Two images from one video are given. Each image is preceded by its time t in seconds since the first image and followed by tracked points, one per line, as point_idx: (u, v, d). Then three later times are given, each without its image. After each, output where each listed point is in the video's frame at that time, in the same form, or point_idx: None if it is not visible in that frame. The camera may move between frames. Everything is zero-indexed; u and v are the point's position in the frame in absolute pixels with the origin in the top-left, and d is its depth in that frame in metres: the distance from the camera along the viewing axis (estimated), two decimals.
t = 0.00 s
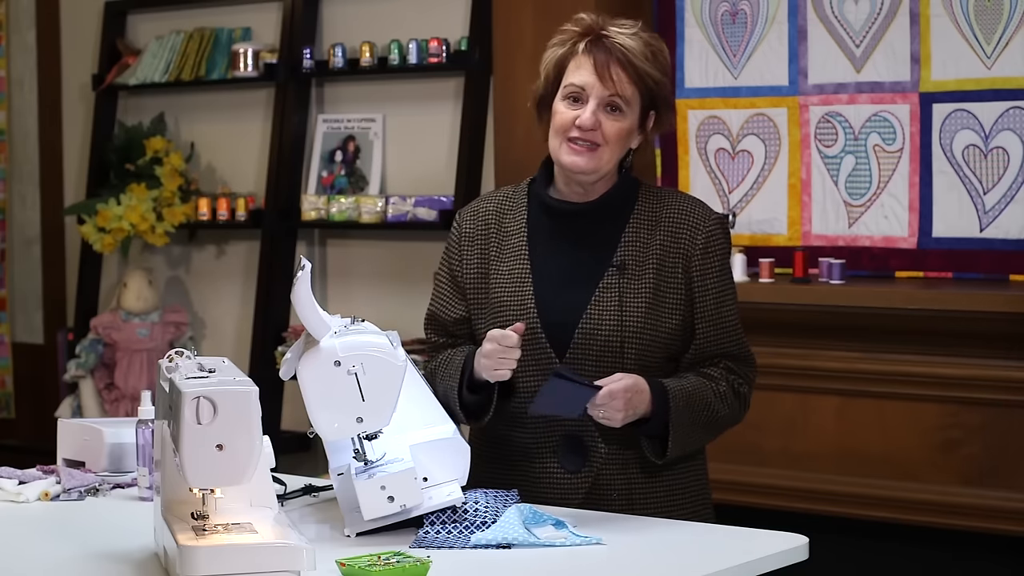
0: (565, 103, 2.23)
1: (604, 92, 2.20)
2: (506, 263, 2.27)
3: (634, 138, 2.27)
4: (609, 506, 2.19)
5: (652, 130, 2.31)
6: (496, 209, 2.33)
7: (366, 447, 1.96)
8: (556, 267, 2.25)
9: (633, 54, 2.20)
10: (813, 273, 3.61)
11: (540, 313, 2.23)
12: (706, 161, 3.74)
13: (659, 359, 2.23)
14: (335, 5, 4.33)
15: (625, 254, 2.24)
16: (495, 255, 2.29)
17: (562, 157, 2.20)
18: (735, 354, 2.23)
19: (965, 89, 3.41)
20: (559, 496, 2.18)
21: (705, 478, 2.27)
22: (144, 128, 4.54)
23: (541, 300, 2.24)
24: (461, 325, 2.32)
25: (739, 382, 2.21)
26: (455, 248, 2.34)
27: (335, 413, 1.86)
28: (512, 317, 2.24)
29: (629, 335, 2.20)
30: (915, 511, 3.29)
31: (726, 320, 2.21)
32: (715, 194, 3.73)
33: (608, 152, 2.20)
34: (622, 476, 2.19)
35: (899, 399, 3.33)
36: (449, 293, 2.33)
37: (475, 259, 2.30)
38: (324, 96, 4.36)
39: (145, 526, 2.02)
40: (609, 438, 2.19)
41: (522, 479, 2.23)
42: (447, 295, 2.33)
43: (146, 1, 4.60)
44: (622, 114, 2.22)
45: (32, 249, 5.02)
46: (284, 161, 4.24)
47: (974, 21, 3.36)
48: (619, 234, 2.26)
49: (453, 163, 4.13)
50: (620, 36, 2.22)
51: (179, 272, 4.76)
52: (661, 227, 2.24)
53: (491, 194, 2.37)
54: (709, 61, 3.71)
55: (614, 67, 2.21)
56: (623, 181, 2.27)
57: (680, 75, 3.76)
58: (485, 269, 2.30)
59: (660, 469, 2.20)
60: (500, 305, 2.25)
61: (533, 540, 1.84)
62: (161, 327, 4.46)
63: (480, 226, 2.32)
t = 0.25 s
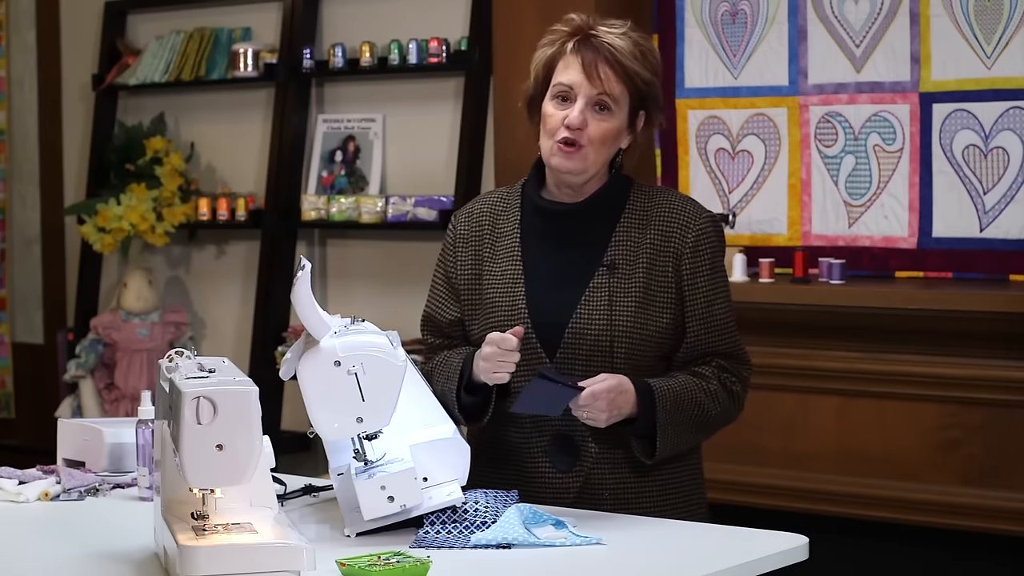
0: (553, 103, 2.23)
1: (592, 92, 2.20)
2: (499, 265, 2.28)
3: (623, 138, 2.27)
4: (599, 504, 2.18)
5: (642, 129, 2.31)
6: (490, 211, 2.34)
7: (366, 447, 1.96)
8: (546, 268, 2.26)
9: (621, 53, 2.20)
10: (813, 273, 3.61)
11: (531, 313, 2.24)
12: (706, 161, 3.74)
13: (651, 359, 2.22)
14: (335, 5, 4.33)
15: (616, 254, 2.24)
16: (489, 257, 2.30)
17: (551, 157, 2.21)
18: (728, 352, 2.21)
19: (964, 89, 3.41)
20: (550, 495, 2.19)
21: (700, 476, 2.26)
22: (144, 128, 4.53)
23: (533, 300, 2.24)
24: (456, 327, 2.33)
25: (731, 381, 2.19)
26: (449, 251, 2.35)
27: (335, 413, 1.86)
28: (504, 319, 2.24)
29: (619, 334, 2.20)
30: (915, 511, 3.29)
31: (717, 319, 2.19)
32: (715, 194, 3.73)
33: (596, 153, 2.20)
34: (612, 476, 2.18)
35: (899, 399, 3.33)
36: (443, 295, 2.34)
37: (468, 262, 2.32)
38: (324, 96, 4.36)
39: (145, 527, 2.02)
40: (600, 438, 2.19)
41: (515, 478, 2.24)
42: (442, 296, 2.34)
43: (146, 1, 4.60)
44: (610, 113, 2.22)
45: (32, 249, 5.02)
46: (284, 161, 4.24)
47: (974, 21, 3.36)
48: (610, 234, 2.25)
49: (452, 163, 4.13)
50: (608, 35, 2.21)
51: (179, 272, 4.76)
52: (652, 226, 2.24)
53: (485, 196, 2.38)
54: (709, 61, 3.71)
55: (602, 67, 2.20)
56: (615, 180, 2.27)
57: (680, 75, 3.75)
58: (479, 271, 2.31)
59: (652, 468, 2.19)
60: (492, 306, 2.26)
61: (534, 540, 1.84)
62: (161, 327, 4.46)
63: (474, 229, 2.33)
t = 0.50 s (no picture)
0: (549, 103, 2.23)
1: (587, 91, 2.20)
2: (496, 265, 2.29)
3: (619, 137, 2.27)
4: (594, 503, 2.18)
5: (639, 129, 2.31)
6: (489, 212, 2.34)
7: (366, 447, 1.96)
8: (542, 268, 2.26)
9: (616, 52, 2.20)
10: (813, 273, 3.61)
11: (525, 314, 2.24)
12: (706, 161, 3.74)
13: (645, 359, 2.21)
14: (335, 5, 4.33)
15: (611, 253, 2.23)
16: (486, 257, 2.31)
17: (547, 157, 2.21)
18: (724, 352, 2.20)
19: (964, 89, 3.41)
20: (544, 494, 2.20)
21: (697, 476, 2.25)
22: (144, 128, 4.53)
23: (528, 299, 2.25)
24: (455, 326, 2.34)
25: (727, 381, 2.19)
26: (449, 252, 2.36)
27: (335, 413, 1.86)
28: (500, 319, 2.25)
29: (613, 333, 2.19)
30: (915, 511, 3.29)
31: (713, 319, 2.19)
32: (715, 194, 3.73)
33: (592, 152, 2.20)
34: (607, 475, 2.18)
35: (899, 399, 3.33)
36: (443, 295, 2.35)
37: (466, 262, 2.33)
38: (324, 96, 4.35)
39: (145, 527, 2.02)
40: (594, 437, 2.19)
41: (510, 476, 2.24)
42: (441, 296, 2.35)
43: (146, 1, 4.60)
44: (606, 113, 2.22)
45: (32, 249, 5.02)
46: (284, 161, 4.24)
47: (974, 21, 3.36)
48: (605, 234, 2.25)
49: (453, 163, 4.13)
50: (603, 35, 2.22)
51: (179, 272, 4.76)
52: (648, 225, 2.23)
53: (485, 197, 2.39)
54: (709, 61, 3.71)
55: (597, 66, 2.21)
56: (612, 179, 2.27)
57: (680, 75, 3.75)
58: (477, 271, 2.32)
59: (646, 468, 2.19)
60: (489, 307, 2.27)
61: (534, 540, 1.84)
62: (161, 327, 4.46)
63: (473, 229, 2.34)
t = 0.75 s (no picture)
0: (547, 100, 2.23)
1: (585, 88, 2.20)
2: (496, 263, 2.30)
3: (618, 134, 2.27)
4: (588, 501, 2.18)
5: (637, 127, 2.30)
6: (490, 211, 2.36)
7: (366, 447, 1.96)
8: (541, 265, 2.27)
9: (612, 49, 2.20)
10: (813, 273, 3.61)
11: (524, 311, 2.25)
12: (706, 161, 3.74)
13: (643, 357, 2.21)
14: (335, 5, 4.33)
15: (609, 252, 2.23)
16: (487, 255, 2.32)
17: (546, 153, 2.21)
18: (723, 351, 2.18)
19: (965, 89, 3.41)
20: (539, 491, 2.20)
21: (695, 478, 2.24)
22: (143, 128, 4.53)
23: (526, 296, 2.26)
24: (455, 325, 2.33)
25: (728, 377, 2.16)
26: (451, 252, 2.37)
27: (335, 413, 1.86)
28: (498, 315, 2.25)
29: (609, 331, 2.19)
30: (915, 511, 3.29)
31: (712, 318, 2.17)
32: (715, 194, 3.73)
33: (591, 148, 2.20)
34: (601, 473, 2.18)
35: (899, 399, 3.32)
36: (443, 294, 2.35)
37: (467, 260, 2.34)
38: (324, 96, 4.35)
39: (145, 527, 2.02)
40: (589, 435, 2.19)
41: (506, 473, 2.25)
42: (441, 295, 2.36)
43: (146, 1, 4.60)
44: (605, 110, 2.22)
45: (32, 249, 5.01)
46: (284, 161, 4.24)
47: (974, 21, 3.36)
48: (604, 232, 2.25)
49: (453, 162, 4.13)
50: (599, 32, 2.22)
51: (179, 272, 4.76)
52: (647, 224, 2.23)
53: (487, 198, 2.40)
54: (709, 61, 3.71)
55: (594, 63, 2.21)
56: (611, 177, 2.27)
57: (680, 75, 3.75)
58: (477, 269, 2.33)
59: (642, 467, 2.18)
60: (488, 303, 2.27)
61: (534, 540, 1.84)
62: (161, 327, 4.46)
63: (474, 228, 2.35)
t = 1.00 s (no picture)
0: (544, 104, 2.23)
1: (581, 90, 2.20)
2: (496, 262, 2.30)
3: (616, 135, 2.27)
4: (588, 501, 2.18)
5: (635, 126, 2.30)
6: (490, 211, 2.36)
7: (366, 447, 1.96)
8: (541, 264, 2.26)
9: (607, 50, 2.20)
10: (813, 273, 3.61)
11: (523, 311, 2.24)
12: (706, 161, 3.74)
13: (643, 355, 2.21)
14: (335, 5, 4.33)
15: (608, 252, 2.23)
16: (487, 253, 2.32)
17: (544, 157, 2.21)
18: (724, 347, 2.19)
19: (964, 89, 3.41)
20: (539, 491, 2.19)
21: (694, 476, 2.25)
22: (144, 128, 4.53)
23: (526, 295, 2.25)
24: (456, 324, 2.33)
25: (729, 369, 2.16)
26: (450, 252, 2.37)
27: (335, 413, 1.86)
28: (498, 314, 2.25)
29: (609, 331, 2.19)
30: (915, 511, 3.29)
31: (712, 315, 2.17)
32: (714, 194, 3.73)
33: (590, 150, 2.20)
34: (601, 472, 2.18)
35: (899, 399, 3.32)
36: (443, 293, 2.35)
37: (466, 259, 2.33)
38: (324, 96, 4.35)
39: (145, 526, 2.02)
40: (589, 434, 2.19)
41: (506, 473, 2.25)
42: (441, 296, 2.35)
43: (146, 1, 4.60)
44: (601, 111, 2.22)
45: (32, 249, 5.01)
46: (284, 161, 4.24)
47: (974, 21, 3.36)
48: (604, 231, 2.25)
49: (453, 163, 4.13)
50: (593, 34, 2.22)
51: (179, 272, 4.76)
52: (646, 223, 2.23)
53: (487, 198, 2.40)
54: (709, 61, 3.71)
55: (589, 65, 2.21)
56: (611, 176, 2.27)
57: (680, 75, 3.75)
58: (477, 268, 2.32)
59: (642, 465, 2.19)
60: (488, 301, 2.27)
61: (533, 540, 1.84)
62: (161, 327, 4.46)
63: (474, 228, 2.35)
